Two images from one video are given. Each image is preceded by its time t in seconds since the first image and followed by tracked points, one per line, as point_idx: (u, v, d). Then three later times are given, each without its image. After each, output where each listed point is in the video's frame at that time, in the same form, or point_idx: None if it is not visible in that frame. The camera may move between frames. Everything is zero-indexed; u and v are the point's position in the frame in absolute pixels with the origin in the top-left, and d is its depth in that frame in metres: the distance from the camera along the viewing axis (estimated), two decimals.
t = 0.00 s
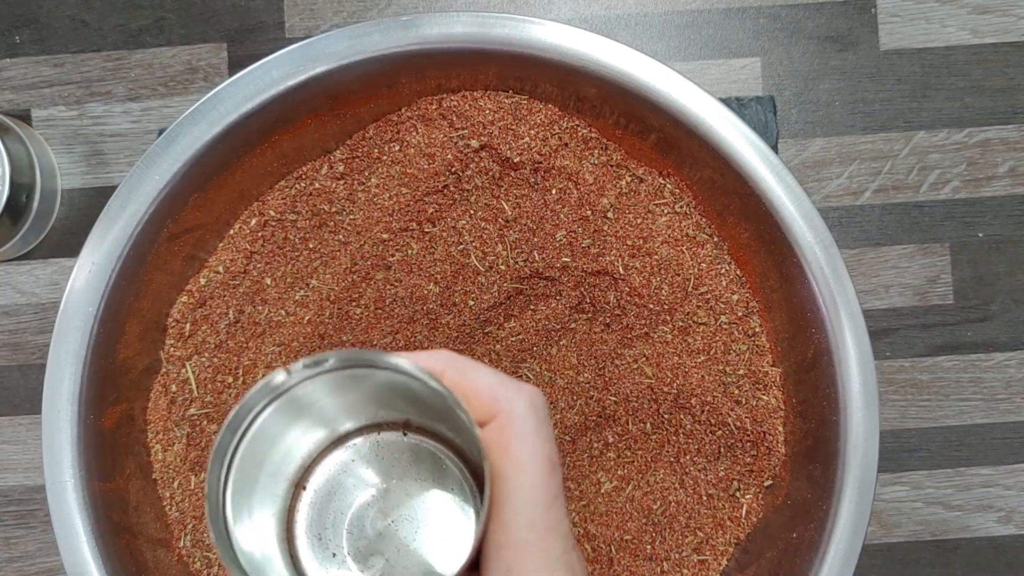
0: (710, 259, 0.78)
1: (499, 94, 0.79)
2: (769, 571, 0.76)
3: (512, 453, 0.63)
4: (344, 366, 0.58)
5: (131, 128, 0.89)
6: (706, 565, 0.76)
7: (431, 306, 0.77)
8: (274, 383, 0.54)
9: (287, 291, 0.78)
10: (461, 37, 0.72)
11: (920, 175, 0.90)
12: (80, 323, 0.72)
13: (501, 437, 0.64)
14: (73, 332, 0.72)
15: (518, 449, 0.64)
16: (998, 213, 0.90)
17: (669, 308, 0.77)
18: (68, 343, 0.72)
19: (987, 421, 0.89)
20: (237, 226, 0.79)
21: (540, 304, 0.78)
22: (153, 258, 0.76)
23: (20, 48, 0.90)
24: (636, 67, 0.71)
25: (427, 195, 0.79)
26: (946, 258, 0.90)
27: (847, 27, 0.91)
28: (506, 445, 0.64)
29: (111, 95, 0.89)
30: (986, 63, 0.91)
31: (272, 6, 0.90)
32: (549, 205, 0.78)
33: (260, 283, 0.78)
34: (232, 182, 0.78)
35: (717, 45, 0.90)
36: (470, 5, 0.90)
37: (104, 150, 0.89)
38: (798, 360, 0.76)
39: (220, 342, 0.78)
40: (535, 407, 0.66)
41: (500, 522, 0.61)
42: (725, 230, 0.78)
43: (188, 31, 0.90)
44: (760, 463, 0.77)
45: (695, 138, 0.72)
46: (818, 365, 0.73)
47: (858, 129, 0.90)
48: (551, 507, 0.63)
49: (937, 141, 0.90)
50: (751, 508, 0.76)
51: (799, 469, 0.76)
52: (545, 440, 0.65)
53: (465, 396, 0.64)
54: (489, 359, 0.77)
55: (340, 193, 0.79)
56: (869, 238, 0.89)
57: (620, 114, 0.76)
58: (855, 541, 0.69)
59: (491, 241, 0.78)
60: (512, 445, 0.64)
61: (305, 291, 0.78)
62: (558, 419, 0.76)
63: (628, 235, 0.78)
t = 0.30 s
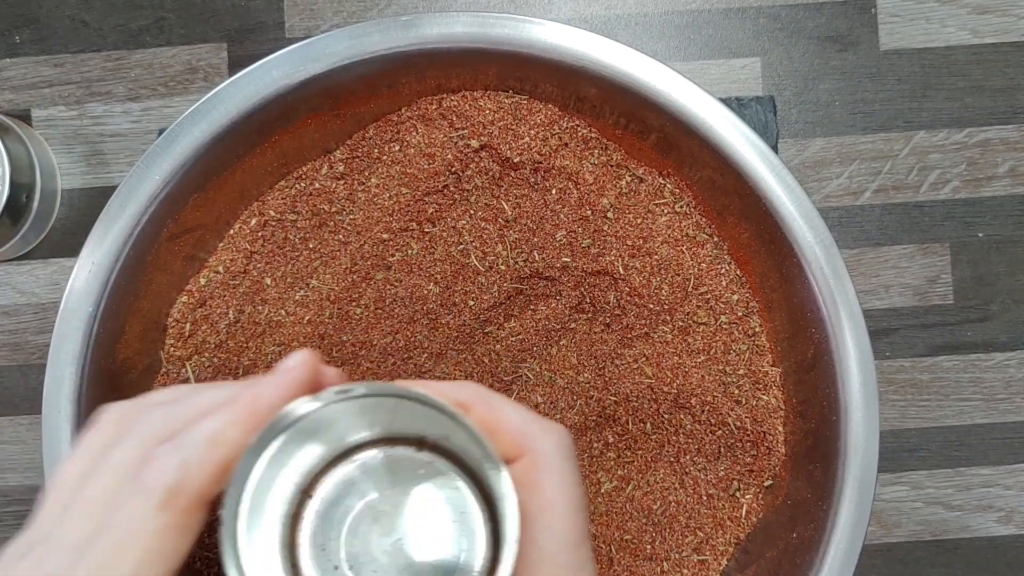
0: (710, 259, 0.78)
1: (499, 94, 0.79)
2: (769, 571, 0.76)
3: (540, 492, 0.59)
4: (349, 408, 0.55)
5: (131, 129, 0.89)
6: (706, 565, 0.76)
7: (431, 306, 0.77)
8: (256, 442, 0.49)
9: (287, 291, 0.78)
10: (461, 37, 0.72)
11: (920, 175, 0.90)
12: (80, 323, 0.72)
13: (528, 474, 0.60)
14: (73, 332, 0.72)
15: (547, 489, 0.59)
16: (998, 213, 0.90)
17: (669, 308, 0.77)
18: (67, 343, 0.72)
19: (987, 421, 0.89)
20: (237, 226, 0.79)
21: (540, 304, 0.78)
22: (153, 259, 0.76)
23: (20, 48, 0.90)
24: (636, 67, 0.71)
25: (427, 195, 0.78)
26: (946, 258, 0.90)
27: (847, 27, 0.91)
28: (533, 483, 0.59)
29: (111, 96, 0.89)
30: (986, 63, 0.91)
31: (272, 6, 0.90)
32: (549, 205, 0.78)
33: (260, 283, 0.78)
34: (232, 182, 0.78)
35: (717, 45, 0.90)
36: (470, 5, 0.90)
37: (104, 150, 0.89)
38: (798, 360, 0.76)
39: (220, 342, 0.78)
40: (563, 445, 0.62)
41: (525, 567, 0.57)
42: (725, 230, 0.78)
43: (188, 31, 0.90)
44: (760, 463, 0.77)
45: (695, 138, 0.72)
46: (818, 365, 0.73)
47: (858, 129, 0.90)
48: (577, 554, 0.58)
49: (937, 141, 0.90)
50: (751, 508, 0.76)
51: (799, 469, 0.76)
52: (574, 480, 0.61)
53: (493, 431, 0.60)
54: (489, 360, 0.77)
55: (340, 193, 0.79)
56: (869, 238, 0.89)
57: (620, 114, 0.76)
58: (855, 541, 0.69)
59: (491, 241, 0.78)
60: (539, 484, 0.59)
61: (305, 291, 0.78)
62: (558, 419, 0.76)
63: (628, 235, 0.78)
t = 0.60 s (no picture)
0: (710, 259, 0.78)
1: (499, 94, 0.79)
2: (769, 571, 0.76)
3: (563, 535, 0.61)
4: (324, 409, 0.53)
5: (131, 128, 0.89)
6: (706, 565, 0.76)
7: (431, 306, 0.77)
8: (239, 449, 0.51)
9: (287, 291, 0.78)
10: (461, 37, 0.72)
11: (920, 175, 0.90)
12: (80, 323, 0.72)
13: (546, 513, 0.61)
14: (74, 331, 0.72)
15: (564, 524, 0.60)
16: (998, 213, 0.90)
17: (669, 308, 0.77)
18: (67, 343, 0.72)
19: (987, 421, 0.89)
20: (237, 226, 0.79)
21: (540, 304, 0.78)
22: (154, 259, 0.77)
23: (20, 48, 0.90)
24: (637, 67, 0.71)
25: (427, 195, 0.78)
26: (946, 258, 0.90)
27: (847, 27, 0.91)
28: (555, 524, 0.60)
29: (111, 95, 0.89)
30: (986, 63, 0.91)
31: (272, 6, 0.90)
32: (549, 205, 0.78)
33: (260, 283, 0.78)
34: (232, 182, 0.78)
35: (716, 46, 0.90)
36: (470, 6, 0.90)
37: (104, 150, 0.89)
38: (798, 360, 0.76)
39: (220, 341, 0.77)
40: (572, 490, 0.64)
41: None
42: (725, 230, 0.78)
43: (188, 31, 0.90)
44: (760, 463, 0.77)
45: (695, 138, 0.72)
46: (818, 365, 0.73)
47: (858, 129, 0.90)
48: None
49: (937, 141, 0.90)
50: (751, 508, 0.76)
51: (800, 469, 0.76)
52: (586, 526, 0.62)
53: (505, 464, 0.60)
54: (489, 359, 0.77)
55: (340, 193, 0.79)
56: (869, 238, 0.89)
57: (621, 114, 0.76)
58: (854, 542, 0.69)
59: (491, 241, 0.78)
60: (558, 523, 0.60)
61: (305, 291, 0.78)
62: (558, 419, 0.76)
63: (628, 235, 0.77)
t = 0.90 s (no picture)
0: (710, 260, 0.78)
1: (499, 94, 0.79)
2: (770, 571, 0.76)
3: None
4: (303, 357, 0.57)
5: (131, 128, 0.89)
6: (706, 565, 0.76)
7: (431, 306, 0.77)
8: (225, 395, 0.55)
9: (287, 291, 0.78)
10: (461, 37, 0.72)
11: (920, 175, 0.90)
12: (80, 323, 0.72)
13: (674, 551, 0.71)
14: (74, 331, 0.72)
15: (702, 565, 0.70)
16: (998, 213, 0.90)
17: (669, 308, 0.77)
18: (67, 343, 0.72)
19: (987, 421, 0.89)
20: (237, 227, 0.79)
21: (540, 304, 0.78)
22: (154, 259, 0.76)
23: (20, 48, 0.90)
24: (636, 67, 0.71)
25: (427, 195, 0.78)
26: (946, 258, 0.90)
27: (847, 27, 0.90)
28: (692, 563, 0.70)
29: (111, 95, 0.89)
30: (986, 63, 0.91)
31: (272, 6, 0.90)
32: (549, 205, 0.78)
33: (260, 283, 0.78)
34: (232, 182, 0.78)
35: (716, 45, 0.90)
36: (471, 6, 0.90)
37: (104, 150, 0.89)
38: (797, 360, 0.76)
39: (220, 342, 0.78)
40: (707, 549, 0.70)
41: None
42: (725, 230, 0.78)
43: (188, 31, 0.90)
44: (760, 463, 0.77)
45: (695, 137, 0.72)
46: (818, 365, 0.73)
47: (858, 129, 0.90)
48: None
49: (937, 141, 0.90)
50: (751, 508, 0.77)
51: (800, 469, 0.76)
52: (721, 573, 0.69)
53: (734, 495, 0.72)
54: (489, 359, 0.77)
55: (340, 193, 0.79)
56: (869, 238, 0.89)
57: (621, 114, 0.76)
58: (854, 542, 0.70)
59: (491, 241, 0.78)
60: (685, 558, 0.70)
61: (305, 291, 0.78)
62: (558, 419, 0.76)
63: (628, 235, 0.77)
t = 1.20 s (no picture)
0: (710, 259, 0.78)
1: (499, 94, 0.79)
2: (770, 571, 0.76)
3: None
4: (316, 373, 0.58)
5: (131, 129, 0.89)
6: (706, 565, 0.76)
7: (431, 306, 0.77)
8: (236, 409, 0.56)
9: (287, 291, 0.78)
10: (461, 37, 0.72)
11: (920, 175, 0.90)
12: (80, 323, 0.72)
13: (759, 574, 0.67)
14: (74, 331, 0.72)
15: None
16: (997, 213, 0.90)
17: (669, 308, 0.77)
18: (67, 344, 0.71)
19: (987, 421, 0.89)
20: (237, 227, 0.79)
21: (540, 304, 0.78)
22: (154, 258, 0.76)
23: (20, 48, 0.90)
24: (637, 67, 0.71)
25: (427, 196, 0.78)
26: (946, 258, 0.90)
27: (847, 27, 0.91)
28: None
29: (111, 95, 0.89)
30: (986, 63, 0.91)
31: (272, 6, 0.90)
32: (549, 205, 0.78)
33: (260, 283, 0.78)
34: (232, 182, 0.78)
35: (716, 45, 0.90)
36: (471, 6, 0.90)
37: (104, 150, 0.89)
38: (797, 360, 0.76)
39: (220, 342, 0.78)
40: None
41: None
42: (725, 230, 0.78)
43: (188, 31, 0.90)
44: (760, 463, 0.77)
45: (695, 137, 0.72)
46: (818, 365, 0.73)
47: (858, 129, 0.90)
48: None
49: (937, 141, 0.90)
50: (751, 508, 0.77)
51: (800, 469, 0.76)
52: None
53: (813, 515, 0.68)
54: (489, 359, 0.77)
55: (340, 193, 0.79)
56: (869, 238, 0.89)
57: (621, 114, 0.76)
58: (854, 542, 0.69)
59: (491, 241, 0.78)
60: None
61: (305, 291, 0.78)
62: (558, 419, 0.76)
63: (628, 235, 0.77)
